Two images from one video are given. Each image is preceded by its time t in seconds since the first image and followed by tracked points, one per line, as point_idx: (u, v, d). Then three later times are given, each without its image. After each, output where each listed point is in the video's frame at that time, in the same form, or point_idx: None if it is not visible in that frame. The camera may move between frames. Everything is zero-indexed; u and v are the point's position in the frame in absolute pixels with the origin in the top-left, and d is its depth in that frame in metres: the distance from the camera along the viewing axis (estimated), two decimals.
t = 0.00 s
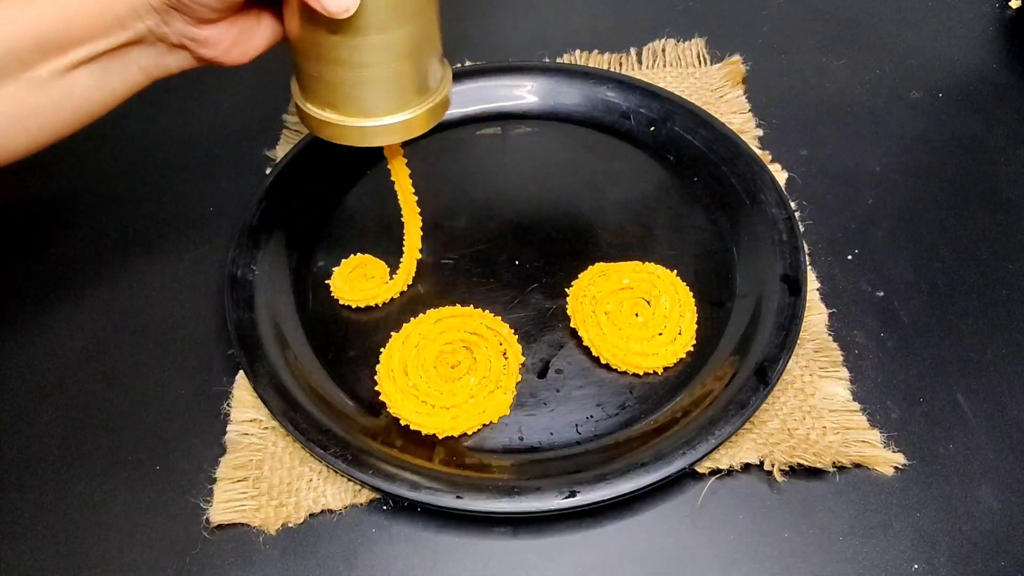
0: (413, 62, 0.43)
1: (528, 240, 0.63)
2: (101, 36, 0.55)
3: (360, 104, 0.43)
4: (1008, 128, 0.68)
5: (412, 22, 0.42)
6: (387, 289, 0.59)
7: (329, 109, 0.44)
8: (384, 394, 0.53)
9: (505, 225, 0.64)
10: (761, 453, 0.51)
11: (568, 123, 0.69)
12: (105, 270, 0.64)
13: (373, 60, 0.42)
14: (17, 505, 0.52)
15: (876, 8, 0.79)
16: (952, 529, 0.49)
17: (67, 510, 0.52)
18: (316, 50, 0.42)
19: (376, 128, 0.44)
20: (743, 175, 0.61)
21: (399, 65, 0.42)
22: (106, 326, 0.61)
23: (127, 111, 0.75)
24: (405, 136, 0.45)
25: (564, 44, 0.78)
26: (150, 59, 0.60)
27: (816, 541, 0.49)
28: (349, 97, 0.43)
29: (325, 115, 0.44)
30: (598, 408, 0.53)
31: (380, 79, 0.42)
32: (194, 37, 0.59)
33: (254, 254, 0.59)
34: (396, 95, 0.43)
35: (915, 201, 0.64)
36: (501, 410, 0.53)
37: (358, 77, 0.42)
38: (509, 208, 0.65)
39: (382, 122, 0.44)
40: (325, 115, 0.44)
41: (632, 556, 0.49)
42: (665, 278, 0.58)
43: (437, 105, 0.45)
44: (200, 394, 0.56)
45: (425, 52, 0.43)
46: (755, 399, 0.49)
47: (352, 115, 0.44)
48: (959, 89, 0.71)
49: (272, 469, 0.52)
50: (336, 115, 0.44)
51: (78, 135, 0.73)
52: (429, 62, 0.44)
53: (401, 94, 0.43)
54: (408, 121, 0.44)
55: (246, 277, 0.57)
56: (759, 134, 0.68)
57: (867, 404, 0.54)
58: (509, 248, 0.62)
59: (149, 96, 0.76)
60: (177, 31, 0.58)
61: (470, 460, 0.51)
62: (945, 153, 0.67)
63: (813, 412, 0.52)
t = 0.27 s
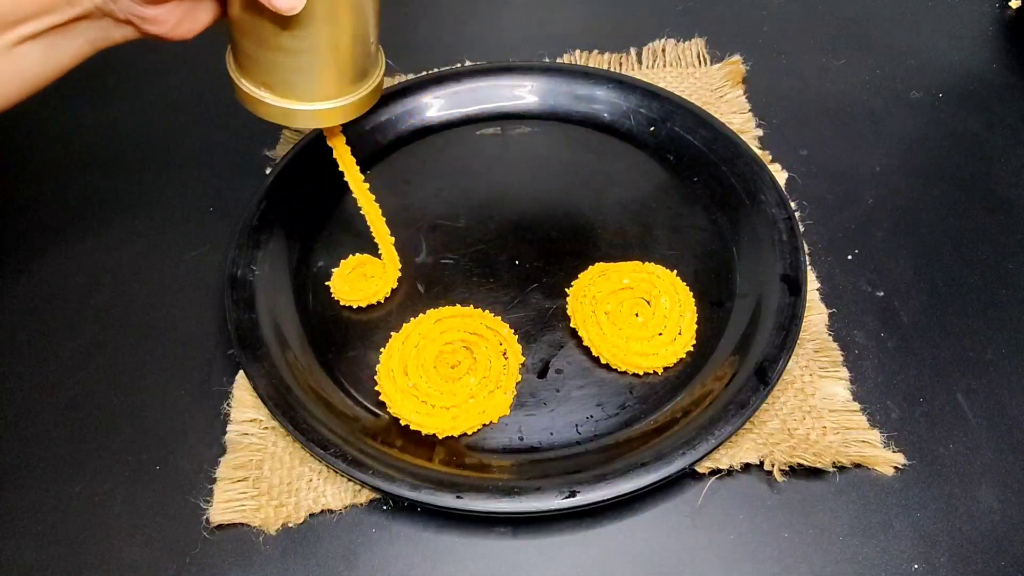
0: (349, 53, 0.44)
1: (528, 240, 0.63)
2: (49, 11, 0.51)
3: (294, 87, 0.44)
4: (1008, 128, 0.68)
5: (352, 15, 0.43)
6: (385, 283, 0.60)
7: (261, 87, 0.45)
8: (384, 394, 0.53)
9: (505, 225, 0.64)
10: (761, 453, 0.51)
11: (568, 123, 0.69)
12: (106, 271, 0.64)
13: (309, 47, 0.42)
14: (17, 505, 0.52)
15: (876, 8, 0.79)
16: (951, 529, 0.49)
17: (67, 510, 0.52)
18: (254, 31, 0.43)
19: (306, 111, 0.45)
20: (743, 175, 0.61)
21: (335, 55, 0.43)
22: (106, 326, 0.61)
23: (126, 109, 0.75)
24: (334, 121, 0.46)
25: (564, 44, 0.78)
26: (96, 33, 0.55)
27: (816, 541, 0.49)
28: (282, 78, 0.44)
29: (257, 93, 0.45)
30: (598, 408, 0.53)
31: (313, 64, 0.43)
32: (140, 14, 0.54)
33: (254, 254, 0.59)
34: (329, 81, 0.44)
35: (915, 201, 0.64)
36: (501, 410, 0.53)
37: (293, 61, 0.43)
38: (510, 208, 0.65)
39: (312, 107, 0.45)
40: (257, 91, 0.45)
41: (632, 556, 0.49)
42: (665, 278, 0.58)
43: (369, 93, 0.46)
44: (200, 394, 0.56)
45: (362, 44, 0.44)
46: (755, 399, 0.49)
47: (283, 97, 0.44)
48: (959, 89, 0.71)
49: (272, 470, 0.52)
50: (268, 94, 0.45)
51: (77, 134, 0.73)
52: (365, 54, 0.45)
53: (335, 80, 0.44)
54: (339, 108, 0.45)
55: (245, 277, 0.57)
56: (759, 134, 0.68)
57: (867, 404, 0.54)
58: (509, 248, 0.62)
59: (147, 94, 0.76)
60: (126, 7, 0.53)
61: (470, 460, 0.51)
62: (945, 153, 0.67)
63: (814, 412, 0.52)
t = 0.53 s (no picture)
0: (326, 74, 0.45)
1: (528, 240, 0.63)
2: (15, 27, 0.49)
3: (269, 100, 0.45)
4: (1008, 128, 0.68)
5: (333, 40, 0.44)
6: (385, 283, 0.60)
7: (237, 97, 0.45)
8: (384, 394, 0.53)
9: (505, 225, 0.64)
10: (761, 453, 0.51)
11: (568, 123, 0.69)
12: (106, 271, 0.64)
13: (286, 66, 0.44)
14: (18, 506, 0.52)
15: (876, 7, 0.79)
16: (951, 529, 0.49)
17: (68, 510, 0.52)
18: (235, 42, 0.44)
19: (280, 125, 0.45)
20: (743, 175, 0.61)
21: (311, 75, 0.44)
22: (106, 326, 0.61)
23: (126, 109, 0.75)
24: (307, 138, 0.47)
25: (564, 44, 0.78)
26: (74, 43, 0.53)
27: (815, 541, 0.49)
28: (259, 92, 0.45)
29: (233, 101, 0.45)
30: (598, 408, 0.53)
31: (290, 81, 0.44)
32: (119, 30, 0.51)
33: (254, 254, 0.59)
34: (304, 99, 0.45)
35: (915, 201, 0.64)
36: (500, 410, 0.53)
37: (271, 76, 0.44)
38: (510, 208, 0.65)
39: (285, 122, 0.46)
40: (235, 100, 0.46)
41: (632, 556, 0.49)
42: (665, 278, 0.58)
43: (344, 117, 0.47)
44: (200, 394, 0.56)
45: (342, 69, 0.45)
46: (755, 399, 0.49)
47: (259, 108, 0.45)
48: (959, 89, 0.71)
49: (272, 470, 0.52)
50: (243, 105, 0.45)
51: (77, 134, 0.73)
52: (344, 80, 0.46)
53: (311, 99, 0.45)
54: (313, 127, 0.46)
55: (245, 277, 0.57)
56: (759, 134, 0.68)
57: (867, 404, 0.54)
58: (509, 248, 0.62)
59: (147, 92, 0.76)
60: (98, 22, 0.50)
61: (470, 460, 0.51)
62: (945, 153, 0.67)
63: (814, 412, 0.52)
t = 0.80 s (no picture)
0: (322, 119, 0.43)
1: (528, 240, 0.63)
2: None
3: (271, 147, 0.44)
4: (1008, 128, 0.68)
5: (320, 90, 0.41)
6: (386, 283, 0.60)
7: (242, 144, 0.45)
8: (384, 394, 0.53)
9: (505, 225, 0.64)
10: (761, 453, 0.51)
11: (568, 124, 0.69)
12: (105, 271, 0.64)
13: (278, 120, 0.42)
14: (18, 506, 0.52)
15: (876, 7, 0.79)
16: (951, 529, 0.49)
17: (68, 511, 0.52)
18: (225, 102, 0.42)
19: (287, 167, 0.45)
20: (743, 175, 0.61)
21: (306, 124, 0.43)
22: (106, 327, 0.61)
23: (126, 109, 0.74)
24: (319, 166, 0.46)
25: (564, 44, 0.78)
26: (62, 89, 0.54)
27: (815, 541, 0.49)
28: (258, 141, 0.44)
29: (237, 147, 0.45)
30: (598, 408, 0.53)
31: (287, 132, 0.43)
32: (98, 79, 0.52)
33: (254, 255, 0.59)
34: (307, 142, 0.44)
35: (915, 201, 0.64)
36: (501, 410, 0.53)
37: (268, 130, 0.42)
38: (510, 208, 0.65)
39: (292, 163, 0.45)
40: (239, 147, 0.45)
41: (632, 556, 0.49)
42: (665, 278, 0.58)
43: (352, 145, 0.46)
44: (200, 395, 0.56)
45: (337, 103, 0.43)
46: (755, 399, 0.49)
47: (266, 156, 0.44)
48: (959, 89, 0.71)
49: (272, 470, 0.52)
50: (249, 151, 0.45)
51: (77, 133, 0.73)
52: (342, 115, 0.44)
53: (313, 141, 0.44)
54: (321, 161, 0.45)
55: (245, 278, 0.57)
56: (758, 134, 0.69)
57: (867, 403, 0.54)
58: (509, 248, 0.62)
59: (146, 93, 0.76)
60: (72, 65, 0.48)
61: (470, 461, 0.51)
62: (945, 153, 0.67)
63: (814, 412, 0.52)
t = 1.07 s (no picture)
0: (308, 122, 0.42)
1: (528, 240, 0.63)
2: None
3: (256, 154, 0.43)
4: (1008, 128, 0.68)
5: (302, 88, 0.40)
6: (386, 284, 0.60)
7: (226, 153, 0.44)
8: (384, 394, 0.53)
9: (505, 225, 0.64)
10: (761, 453, 0.51)
11: (568, 124, 0.69)
12: (105, 271, 0.64)
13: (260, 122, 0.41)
14: (18, 506, 0.52)
15: (876, 7, 0.79)
16: (951, 529, 0.49)
17: (68, 511, 0.52)
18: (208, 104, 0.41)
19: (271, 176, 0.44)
20: (743, 175, 0.61)
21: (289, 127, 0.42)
22: (106, 327, 0.61)
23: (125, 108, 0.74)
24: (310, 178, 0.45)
25: (564, 44, 0.78)
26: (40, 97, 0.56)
27: (815, 541, 0.49)
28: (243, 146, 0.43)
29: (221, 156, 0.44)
30: (598, 408, 0.53)
31: (270, 136, 0.42)
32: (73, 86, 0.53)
33: (254, 255, 0.59)
34: (292, 149, 0.43)
35: (915, 201, 0.64)
36: (501, 410, 0.53)
37: (251, 133, 0.42)
38: (509, 208, 0.65)
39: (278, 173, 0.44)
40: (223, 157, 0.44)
41: (632, 557, 0.49)
42: (665, 278, 0.58)
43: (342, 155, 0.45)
44: (200, 395, 0.56)
45: (324, 105, 0.42)
46: (755, 399, 0.49)
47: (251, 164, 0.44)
48: (959, 89, 0.71)
49: (272, 470, 0.52)
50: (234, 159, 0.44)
51: (77, 133, 0.73)
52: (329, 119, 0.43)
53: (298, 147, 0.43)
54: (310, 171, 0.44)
55: (245, 278, 0.57)
56: (759, 134, 0.69)
57: (867, 403, 0.54)
58: (509, 248, 0.62)
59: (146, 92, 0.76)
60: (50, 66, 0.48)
61: (470, 460, 0.51)
62: (945, 153, 0.67)
63: (814, 412, 0.52)
